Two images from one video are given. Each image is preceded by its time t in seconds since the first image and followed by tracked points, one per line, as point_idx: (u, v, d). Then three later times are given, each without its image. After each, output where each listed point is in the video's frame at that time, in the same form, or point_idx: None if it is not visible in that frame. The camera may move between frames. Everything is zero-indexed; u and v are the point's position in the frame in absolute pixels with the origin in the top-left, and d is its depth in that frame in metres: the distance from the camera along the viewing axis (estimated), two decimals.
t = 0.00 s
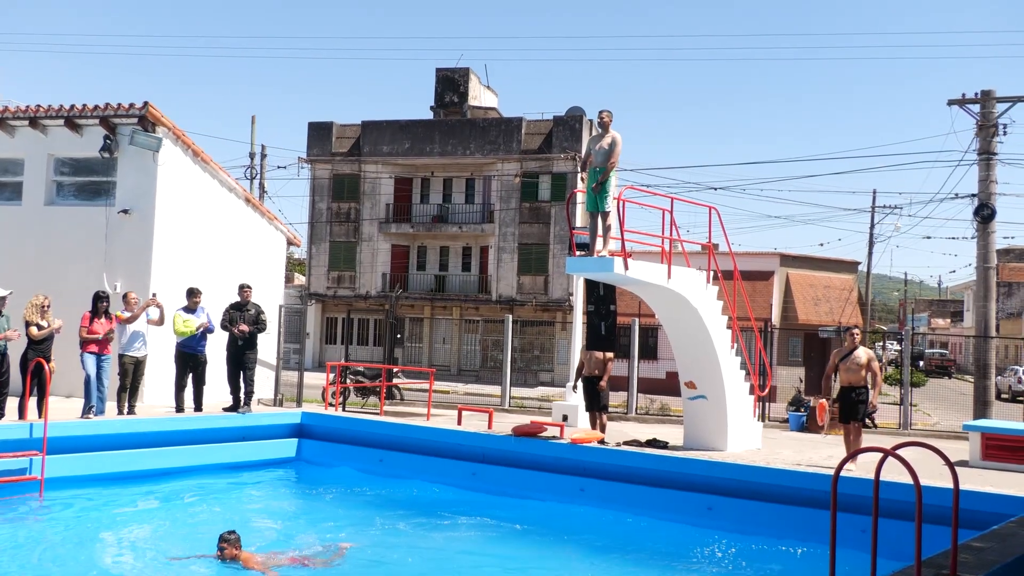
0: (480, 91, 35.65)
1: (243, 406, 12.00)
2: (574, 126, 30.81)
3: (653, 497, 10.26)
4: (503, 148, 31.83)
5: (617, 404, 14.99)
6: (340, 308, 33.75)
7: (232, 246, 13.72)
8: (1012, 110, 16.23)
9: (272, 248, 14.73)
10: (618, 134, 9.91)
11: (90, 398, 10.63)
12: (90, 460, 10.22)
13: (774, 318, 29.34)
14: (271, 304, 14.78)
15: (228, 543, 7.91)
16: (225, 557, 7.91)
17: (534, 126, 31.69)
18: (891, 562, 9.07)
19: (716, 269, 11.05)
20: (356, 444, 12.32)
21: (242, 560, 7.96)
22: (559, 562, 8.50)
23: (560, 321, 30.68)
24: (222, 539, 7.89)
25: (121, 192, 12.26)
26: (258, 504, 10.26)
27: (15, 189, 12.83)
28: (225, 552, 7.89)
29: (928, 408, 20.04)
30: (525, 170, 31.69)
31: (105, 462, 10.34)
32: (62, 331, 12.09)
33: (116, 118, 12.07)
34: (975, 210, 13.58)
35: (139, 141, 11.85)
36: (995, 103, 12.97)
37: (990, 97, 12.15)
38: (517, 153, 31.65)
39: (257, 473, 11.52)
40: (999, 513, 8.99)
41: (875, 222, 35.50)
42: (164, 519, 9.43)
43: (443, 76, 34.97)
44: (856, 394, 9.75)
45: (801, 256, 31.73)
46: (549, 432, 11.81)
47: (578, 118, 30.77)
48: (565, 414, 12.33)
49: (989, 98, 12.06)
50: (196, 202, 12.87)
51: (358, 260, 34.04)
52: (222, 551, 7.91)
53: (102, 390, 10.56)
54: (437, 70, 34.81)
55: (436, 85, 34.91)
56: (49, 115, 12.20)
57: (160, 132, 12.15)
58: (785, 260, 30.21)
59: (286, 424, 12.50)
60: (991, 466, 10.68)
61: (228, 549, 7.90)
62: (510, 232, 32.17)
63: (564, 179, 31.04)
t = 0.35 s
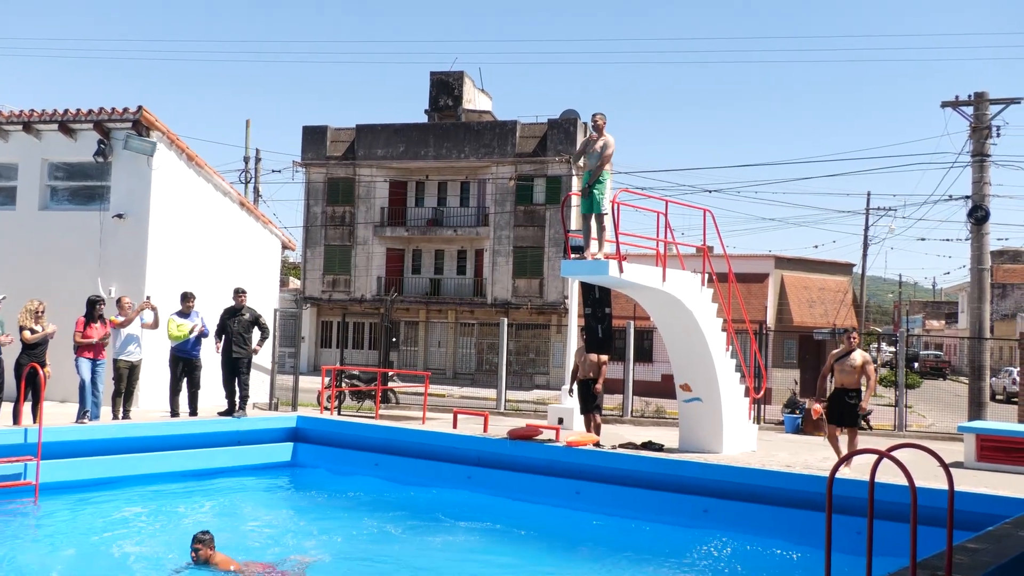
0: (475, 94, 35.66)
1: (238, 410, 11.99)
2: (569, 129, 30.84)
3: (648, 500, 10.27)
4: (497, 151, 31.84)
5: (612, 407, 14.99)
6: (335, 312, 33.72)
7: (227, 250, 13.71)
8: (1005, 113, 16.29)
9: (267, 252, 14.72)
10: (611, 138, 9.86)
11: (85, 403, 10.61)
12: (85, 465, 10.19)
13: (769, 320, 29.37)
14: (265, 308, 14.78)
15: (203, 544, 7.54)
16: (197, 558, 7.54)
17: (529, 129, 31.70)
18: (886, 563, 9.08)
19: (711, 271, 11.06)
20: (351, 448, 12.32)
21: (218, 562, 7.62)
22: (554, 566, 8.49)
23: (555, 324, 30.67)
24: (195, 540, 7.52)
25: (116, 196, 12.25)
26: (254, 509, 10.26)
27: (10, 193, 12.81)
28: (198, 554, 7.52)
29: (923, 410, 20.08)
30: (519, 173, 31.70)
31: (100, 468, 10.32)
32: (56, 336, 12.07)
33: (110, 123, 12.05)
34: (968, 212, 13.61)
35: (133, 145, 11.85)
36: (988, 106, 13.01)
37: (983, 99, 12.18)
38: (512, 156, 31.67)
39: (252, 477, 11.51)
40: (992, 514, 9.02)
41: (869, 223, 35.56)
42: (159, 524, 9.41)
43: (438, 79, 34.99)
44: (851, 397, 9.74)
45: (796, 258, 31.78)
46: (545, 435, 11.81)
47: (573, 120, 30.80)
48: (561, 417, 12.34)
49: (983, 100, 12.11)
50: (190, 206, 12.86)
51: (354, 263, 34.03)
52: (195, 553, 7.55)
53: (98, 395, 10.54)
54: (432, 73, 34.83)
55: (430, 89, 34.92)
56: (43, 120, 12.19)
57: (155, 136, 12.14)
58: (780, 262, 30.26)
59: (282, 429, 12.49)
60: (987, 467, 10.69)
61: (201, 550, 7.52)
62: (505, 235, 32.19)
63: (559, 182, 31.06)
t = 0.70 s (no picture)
0: (470, 96, 35.65)
1: (233, 413, 11.98)
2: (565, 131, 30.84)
3: (643, 502, 10.27)
4: (493, 153, 31.83)
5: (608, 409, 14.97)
6: (330, 314, 33.71)
7: (222, 252, 13.70)
8: (1001, 115, 16.31)
9: (262, 255, 14.71)
10: (605, 141, 9.78)
11: (80, 406, 10.61)
12: (80, 468, 10.17)
13: (764, 323, 29.38)
14: (260, 310, 14.76)
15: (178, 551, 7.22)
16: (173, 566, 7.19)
17: (524, 132, 31.72)
18: (882, 566, 9.08)
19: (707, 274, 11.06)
20: (347, 450, 12.31)
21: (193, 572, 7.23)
22: (549, 568, 8.47)
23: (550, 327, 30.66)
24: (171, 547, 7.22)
25: (111, 198, 12.23)
26: (249, 511, 10.24)
27: (6, 195, 12.80)
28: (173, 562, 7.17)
29: (918, 413, 20.09)
30: (515, 175, 31.69)
31: (95, 470, 10.30)
32: (51, 339, 12.05)
33: (105, 125, 12.04)
34: (964, 214, 13.62)
35: (128, 147, 11.84)
36: (983, 109, 13.03)
37: (978, 102, 12.20)
38: (508, 158, 31.65)
39: (247, 480, 11.49)
40: (989, 516, 9.01)
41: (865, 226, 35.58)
42: (153, 527, 9.39)
43: (434, 81, 35.00)
44: (845, 400, 9.76)
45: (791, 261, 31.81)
46: (540, 438, 11.81)
47: (569, 123, 30.83)
48: (556, 419, 12.34)
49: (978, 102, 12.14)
50: (185, 208, 12.85)
51: (349, 265, 34.01)
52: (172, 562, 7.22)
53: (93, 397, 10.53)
54: (428, 75, 34.83)
55: (426, 91, 34.92)
56: (38, 122, 12.19)
57: (149, 138, 12.14)
58: (776, 264, 30.27)
59: (277, 431, 12.48)
60: (982, 469, 10.68)
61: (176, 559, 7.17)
62: (500, 238, 32.19)
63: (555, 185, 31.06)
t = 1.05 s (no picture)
0: (468, 97, 35.66)
1: (231, 413, 11.98)
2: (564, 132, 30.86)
3: (641, 504, 10.26)
4: (491, 154, 31.82)
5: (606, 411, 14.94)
6: (327, 315, 33.74)
7: (220, 253, 13.71)
8: (1000, 117, 16.33)
9: (259, 256, 14.72)
10: (603, 142, 9.77)
11: (77, 406, 10.61)
12: (77, 468, 10.17)
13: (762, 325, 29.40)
14: (258, 311, 14.77)
15: (156, 560, 6.44)
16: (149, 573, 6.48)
17: (523, 133, 31.75)
18: (879, 568, 9.08)
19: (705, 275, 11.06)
20: (345, 451, 12.31)
21: None
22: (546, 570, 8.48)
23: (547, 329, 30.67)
24: (147, 556, 6.41)
25: (108, 198, 12.24)
26: (246, 511, 10.24)
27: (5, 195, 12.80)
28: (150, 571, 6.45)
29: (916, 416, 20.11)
30: (513, 176, 31.71)
31: (93, 470, 10.29)
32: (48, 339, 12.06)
33: (103, 125, 12.05)
34: (962, 217, 13.63)
35: (127, 147, 11.85)
36: (982, 112, 13.05)
37: (977, 105, 12.22)
38: (506, 159, 31.65)
39: (245, 480, 11.49)
40: (987, 519, 9.02)
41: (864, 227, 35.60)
42: (150, 527, 9.39)
43: (433, 82, 35.02)
44: (841, 403, 9.77)
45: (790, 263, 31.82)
46: (538, 439, 11.82)
47: (568, 124, 30.86)
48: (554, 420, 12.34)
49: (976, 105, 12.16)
50: (183, 209, 12.85)
51: (346, 266, 34.01)
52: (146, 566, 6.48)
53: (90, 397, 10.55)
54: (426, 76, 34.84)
55: (424, 92, 34.92)
56: (36, 123, 12.20)
57: (148, 139, 12.15)
58: (775, 266, 30.28)
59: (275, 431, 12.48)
60: (979, 472, 10.69)
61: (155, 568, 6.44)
62: (498, 239, 32.20)
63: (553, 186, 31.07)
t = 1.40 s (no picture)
0: (469, 93, 35.41)
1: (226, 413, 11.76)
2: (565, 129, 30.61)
3: (643, 509, 10.03)
4: (491, 150, 31.58)
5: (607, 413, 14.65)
6: (324, 313, 33.52)
7: (215, 250, 13.49)
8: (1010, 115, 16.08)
9: (255, 253, 14.49)
10: (607, 139, 9.54)
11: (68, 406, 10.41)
12: (67, 469, 9.95)
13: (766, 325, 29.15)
14: (254, 309, 14.54)
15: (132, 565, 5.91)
16: None
17: (524, 130, 31.51)
18: None
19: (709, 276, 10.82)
20: (342, 453, 12.09)
21: None
22: None
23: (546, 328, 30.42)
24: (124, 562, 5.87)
25: (100, 194, 12.02)
26: (239, 514, 10.02)
27: None
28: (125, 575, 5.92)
29: (923, 419, 19.84)
30: (514, 173, 31.48)
31: (83, 471, 10.07)
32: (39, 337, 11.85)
33: (95, 119, 11.83)
34: (973, 217, 13.38)
35: (119, 142, 11.64)
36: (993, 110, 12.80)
37: (989, 102, 11.97)
38: (507, 156, 31.42)
39: (239, 482, 11.27)
40: (998, 527, 8.77)
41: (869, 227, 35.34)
42: (140, 530, 9.17)
43: (433, 78, 34.78)
44: (848, 407, 9.52)
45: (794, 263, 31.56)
46: (539, 442, 11.59)
47: (570, 121, 30.63)
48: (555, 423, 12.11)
49: (989, 102, 11.91)
50: (177, 204, 12.63)
51: (344, 264, 33.77)
52: (119, 573, 5.94)
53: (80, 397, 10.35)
54: (427, 72, 34.59)
55: (424, 87, 34.69)
56: (27, 117, 11.99)
57: (141, 133, 11.93)
58: (779, 266, 30.02)
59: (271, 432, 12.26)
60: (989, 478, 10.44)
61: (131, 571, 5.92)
62: (498, 237, 31.95)
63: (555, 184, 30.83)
